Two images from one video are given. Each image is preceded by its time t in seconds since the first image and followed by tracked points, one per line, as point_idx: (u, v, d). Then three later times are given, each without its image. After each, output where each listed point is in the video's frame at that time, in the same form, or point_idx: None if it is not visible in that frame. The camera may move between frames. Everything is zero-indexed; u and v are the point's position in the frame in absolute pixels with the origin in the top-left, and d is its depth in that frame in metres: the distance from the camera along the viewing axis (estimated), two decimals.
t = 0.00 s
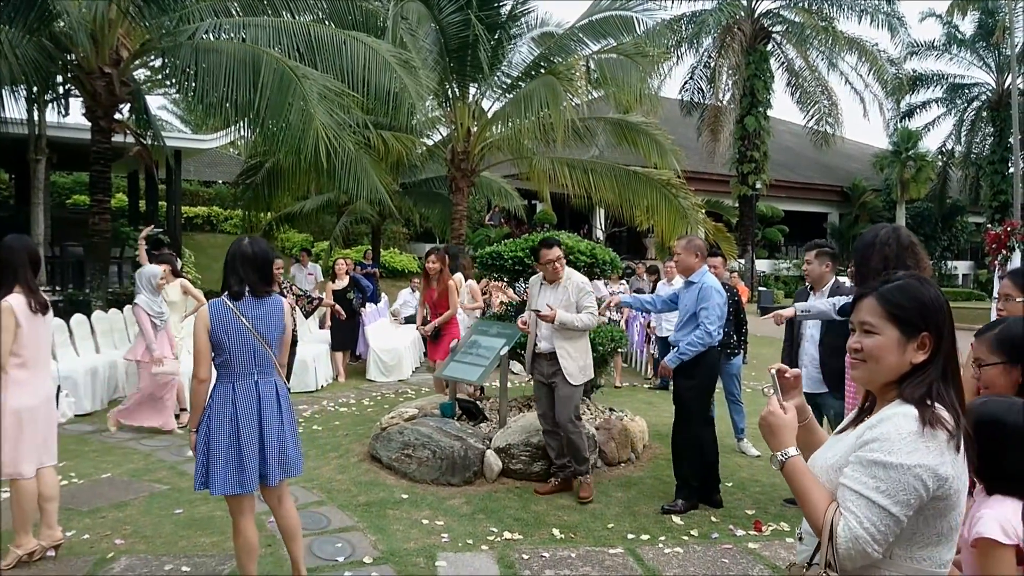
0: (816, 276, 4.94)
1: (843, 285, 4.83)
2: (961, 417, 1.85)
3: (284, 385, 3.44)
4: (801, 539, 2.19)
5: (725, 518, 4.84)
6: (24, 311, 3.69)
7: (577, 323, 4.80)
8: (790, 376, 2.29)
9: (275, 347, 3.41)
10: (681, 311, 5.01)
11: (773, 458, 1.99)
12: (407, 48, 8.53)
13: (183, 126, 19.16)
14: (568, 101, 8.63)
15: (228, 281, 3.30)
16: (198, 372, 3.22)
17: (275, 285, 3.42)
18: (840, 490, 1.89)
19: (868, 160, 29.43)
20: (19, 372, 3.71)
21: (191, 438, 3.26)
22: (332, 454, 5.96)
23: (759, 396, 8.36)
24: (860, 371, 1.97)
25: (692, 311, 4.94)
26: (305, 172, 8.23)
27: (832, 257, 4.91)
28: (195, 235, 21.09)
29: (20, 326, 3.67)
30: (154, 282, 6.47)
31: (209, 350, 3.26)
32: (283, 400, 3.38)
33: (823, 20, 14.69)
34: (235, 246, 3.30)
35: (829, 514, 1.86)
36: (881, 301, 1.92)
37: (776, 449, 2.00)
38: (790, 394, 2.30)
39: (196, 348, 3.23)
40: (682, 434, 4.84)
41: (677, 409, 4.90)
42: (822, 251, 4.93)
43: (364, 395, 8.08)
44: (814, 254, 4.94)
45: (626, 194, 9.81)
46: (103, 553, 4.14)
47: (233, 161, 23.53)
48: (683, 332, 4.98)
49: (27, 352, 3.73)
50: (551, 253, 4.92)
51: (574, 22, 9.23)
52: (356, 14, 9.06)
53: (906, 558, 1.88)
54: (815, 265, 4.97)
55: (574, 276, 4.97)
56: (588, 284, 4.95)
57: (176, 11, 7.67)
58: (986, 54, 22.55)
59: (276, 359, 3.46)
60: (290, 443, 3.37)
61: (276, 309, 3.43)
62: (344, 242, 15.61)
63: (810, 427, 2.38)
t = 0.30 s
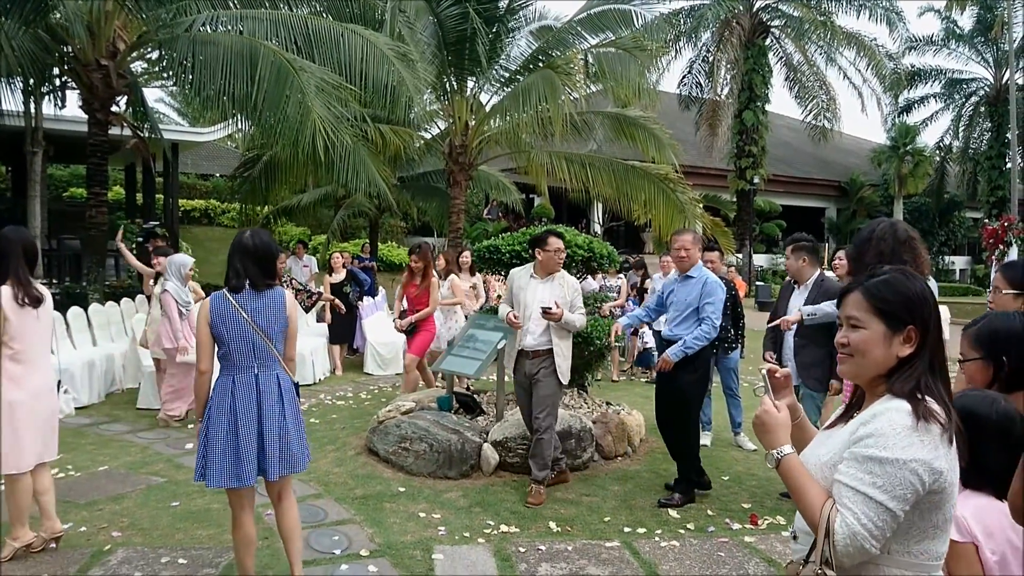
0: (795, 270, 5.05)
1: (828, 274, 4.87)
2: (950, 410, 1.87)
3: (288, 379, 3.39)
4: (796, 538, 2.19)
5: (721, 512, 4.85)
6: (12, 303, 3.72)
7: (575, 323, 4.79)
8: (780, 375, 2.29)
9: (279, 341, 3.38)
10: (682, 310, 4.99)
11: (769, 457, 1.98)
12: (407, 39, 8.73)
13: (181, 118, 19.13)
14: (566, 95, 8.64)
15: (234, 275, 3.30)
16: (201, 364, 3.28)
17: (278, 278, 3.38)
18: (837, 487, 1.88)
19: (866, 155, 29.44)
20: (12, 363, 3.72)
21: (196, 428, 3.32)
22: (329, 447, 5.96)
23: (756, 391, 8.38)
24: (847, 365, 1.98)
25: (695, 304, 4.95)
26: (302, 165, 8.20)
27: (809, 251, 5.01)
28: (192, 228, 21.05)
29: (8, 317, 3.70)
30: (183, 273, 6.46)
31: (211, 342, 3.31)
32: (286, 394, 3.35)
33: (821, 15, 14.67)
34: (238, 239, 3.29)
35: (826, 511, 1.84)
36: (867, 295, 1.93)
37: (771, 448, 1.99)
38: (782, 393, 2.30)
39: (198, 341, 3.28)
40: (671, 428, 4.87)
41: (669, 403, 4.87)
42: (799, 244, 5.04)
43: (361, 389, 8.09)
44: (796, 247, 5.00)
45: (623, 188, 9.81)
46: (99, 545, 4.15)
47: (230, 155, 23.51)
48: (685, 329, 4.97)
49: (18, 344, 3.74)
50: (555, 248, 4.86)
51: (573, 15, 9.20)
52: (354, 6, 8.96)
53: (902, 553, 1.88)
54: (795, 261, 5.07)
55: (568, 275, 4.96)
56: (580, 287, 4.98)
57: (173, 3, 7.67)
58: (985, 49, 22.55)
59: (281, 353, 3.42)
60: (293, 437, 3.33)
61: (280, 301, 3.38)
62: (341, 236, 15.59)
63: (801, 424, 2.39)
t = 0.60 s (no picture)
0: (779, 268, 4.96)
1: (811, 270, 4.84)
2: (937, 401, 1.86)
3: (304, 377, 3.38)
4: (790, 530, 2.20)
5: (717, 506, 4.87)
6: (21, 298, 3.73)
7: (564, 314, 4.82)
8: (767, 368, 2.34)
9: (299, 339, 3.37)
10: (683, 303, 4.96)
11: (765, 452, 1.96)
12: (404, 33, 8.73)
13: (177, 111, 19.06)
14: (563, 89, 8.61)
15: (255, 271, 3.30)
16: (222, 358, 3.31)
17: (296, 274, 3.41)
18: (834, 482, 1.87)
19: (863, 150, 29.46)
20: (23, 359, 3.73)
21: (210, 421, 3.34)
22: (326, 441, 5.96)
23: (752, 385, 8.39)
24: (834, 355, 2.02)
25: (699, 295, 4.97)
26: (299, 158, 8.17)
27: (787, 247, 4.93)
28: (188, 221, 21.00)
29: (20, 313, 3.71)
30: (210, 267, 6.35)
31: (231, 337, 3.33)
32: (301, 392, 3.33)
33: (819, 9, 14.65)
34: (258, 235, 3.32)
35: (828, 506, 1.82)
36: (849, 286, 1.96)
37: (767, 444, 1.96)
38: (768, 384, 2.31)
39: (219, 338, 3.31)
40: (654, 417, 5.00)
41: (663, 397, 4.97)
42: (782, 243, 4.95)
43: (358, 383, 8.09)
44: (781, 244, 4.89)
45: (620, 182, 9.80)
46: (96, 538, 4.15)
47: (227, 148, 23.43)
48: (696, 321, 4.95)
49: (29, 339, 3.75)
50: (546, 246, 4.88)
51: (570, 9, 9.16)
52: None
53: (898, 543, 1.89)
54: (775, 257, 4.99)
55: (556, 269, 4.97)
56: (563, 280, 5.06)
57: None
58: (982, 44, 22.55)
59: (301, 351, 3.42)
60: (307, 435, 3.31)
61: (300, 297, 3.39)
62: (338, 230, 15.57)
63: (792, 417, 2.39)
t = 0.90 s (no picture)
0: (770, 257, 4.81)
1: (801, 261, 4.69)
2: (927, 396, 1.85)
3: (317, 376, 3.35)
4: (791, 524, 2.18)
5: (714, 500, 4.88)
6: (31, 295, 3.75)
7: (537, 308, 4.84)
8: (764, 361, 2.33)
9: (310, 338, 3.34)
10: (679, 294, 4.97)
11: (764, 445, 1.96)
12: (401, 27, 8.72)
13: (172, 105, 18.98)
14: (560, 84, 8.58)
15: (273, 268, 3.35)
16: (241, 353, 3.43)
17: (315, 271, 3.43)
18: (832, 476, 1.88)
19: (859, 145, 29.50)
20: (39, 353, 3.80)
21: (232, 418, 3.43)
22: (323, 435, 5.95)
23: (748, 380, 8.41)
24: (832, 346, 2.06)
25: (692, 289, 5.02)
26: (294, 152, 8.14)
27: (784, 235, 4.75)
28: (183, 216, 20.96)
29: (30, 308, 3.74)
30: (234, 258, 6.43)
31: (249, 334, 3.43)
32: (313, 390, 3.31)
33: (816, 4, 14.64)
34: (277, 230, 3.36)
35: (824, 499, 1.84)
36: (843, 278, 2.00)
37: (766, 437, 1.97)
38: (766, 378, 2.32)
39: (238, 330, 3.45)
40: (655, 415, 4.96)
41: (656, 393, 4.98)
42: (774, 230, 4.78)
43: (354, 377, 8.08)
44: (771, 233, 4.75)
45: (617, 177, 9.80)
46: (92, 533, 4.14)
47: (222, 142, 23.37)
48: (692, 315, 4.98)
49: (43, 336, 3.81)
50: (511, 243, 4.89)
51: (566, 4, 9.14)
52: None
53: (897, 537, 1.89)
54: (767, 244, 4.82)
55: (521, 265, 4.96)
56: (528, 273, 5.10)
57: None
58: (978, 40, 22.58)
59: (316, 350, 3.39)
60: (318, 433, 3.29)
61: (312, 295, 3.35)
62: (334, 224, 15.55)
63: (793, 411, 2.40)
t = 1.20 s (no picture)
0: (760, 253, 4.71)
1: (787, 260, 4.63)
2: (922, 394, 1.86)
3: (314, 375, 3.33)
4: (788, 520, 2.17)
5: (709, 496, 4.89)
6: (34, 291, 3.75)
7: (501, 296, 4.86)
8: (761, 362, 2.33)
9: (307, 337, 3.33)
10: (677, 290, 4.99)
11: (760, 444, 1.97)
12: (397, 23, 8.72)
13: (167, 101, 18.95)
14: (557, 80, 8.59)
15: (274, 264, 3.36)
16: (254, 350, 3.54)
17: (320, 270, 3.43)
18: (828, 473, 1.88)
19: (854, 142, 29.58)
20: (40, 350, 3.80)
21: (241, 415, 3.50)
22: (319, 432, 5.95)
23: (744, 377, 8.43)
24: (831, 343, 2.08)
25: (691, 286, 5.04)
26: (289, 148, 8.10)
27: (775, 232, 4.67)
28: (179, 212, 20.93)
29: (32, 304, 3.74)
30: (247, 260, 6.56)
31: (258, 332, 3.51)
32: (308, 389, 3.31)
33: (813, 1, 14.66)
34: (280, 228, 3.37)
35: (819, 496, 1.85)
36: (841, 276, 2.01)
37: (762, 436, 1.98)
38: (761, 377, 2.32)
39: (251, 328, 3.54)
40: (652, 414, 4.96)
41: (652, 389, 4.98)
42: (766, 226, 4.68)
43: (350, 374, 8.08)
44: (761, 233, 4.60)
45: (614, 174, 9.80)
46: (88, 530, 4.14)
47: (218, 138, 23.34)
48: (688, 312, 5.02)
49: (44, 334, 3.80)
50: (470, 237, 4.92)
51: None
52: None
53: (894, 533, 1.90)
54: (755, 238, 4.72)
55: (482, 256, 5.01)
56: (492, 262, 5.15)
57: None
58: (973, 37, 22.63)
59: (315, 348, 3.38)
60: (314, 430, 3.28)
61: (308, 292, 3.33)
62: (330, 220, 15.53)
63: (789, 409, 2.40)
